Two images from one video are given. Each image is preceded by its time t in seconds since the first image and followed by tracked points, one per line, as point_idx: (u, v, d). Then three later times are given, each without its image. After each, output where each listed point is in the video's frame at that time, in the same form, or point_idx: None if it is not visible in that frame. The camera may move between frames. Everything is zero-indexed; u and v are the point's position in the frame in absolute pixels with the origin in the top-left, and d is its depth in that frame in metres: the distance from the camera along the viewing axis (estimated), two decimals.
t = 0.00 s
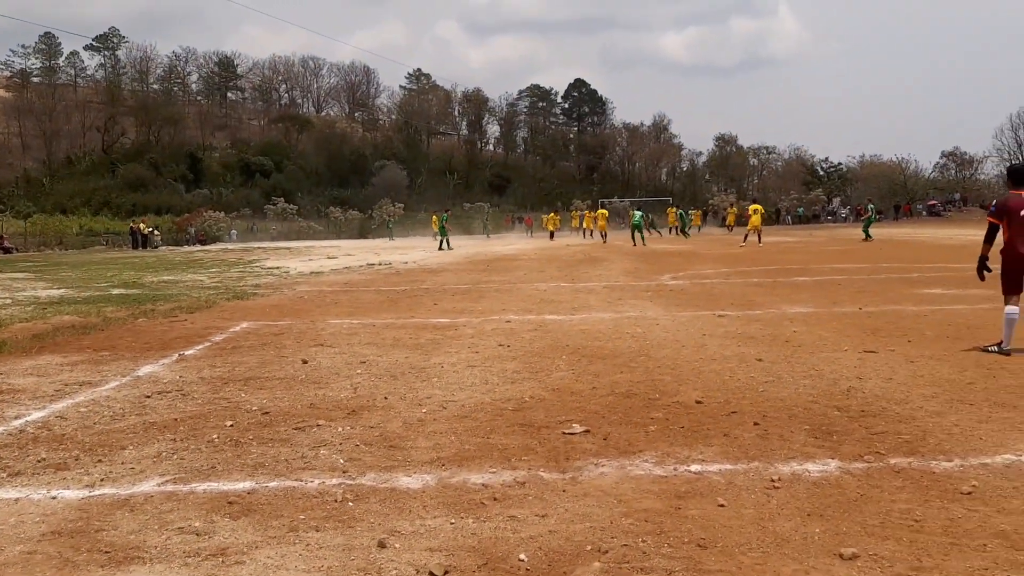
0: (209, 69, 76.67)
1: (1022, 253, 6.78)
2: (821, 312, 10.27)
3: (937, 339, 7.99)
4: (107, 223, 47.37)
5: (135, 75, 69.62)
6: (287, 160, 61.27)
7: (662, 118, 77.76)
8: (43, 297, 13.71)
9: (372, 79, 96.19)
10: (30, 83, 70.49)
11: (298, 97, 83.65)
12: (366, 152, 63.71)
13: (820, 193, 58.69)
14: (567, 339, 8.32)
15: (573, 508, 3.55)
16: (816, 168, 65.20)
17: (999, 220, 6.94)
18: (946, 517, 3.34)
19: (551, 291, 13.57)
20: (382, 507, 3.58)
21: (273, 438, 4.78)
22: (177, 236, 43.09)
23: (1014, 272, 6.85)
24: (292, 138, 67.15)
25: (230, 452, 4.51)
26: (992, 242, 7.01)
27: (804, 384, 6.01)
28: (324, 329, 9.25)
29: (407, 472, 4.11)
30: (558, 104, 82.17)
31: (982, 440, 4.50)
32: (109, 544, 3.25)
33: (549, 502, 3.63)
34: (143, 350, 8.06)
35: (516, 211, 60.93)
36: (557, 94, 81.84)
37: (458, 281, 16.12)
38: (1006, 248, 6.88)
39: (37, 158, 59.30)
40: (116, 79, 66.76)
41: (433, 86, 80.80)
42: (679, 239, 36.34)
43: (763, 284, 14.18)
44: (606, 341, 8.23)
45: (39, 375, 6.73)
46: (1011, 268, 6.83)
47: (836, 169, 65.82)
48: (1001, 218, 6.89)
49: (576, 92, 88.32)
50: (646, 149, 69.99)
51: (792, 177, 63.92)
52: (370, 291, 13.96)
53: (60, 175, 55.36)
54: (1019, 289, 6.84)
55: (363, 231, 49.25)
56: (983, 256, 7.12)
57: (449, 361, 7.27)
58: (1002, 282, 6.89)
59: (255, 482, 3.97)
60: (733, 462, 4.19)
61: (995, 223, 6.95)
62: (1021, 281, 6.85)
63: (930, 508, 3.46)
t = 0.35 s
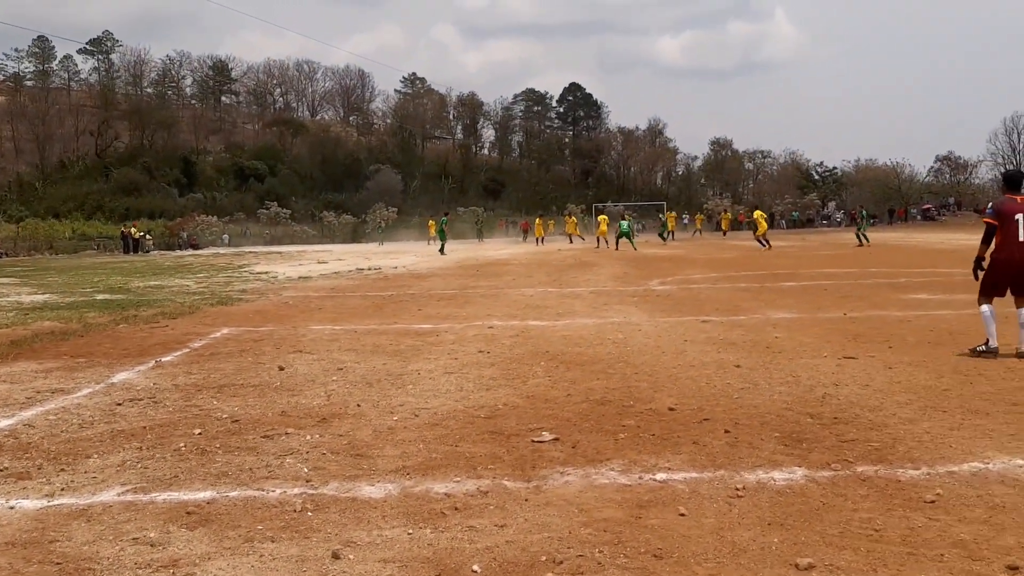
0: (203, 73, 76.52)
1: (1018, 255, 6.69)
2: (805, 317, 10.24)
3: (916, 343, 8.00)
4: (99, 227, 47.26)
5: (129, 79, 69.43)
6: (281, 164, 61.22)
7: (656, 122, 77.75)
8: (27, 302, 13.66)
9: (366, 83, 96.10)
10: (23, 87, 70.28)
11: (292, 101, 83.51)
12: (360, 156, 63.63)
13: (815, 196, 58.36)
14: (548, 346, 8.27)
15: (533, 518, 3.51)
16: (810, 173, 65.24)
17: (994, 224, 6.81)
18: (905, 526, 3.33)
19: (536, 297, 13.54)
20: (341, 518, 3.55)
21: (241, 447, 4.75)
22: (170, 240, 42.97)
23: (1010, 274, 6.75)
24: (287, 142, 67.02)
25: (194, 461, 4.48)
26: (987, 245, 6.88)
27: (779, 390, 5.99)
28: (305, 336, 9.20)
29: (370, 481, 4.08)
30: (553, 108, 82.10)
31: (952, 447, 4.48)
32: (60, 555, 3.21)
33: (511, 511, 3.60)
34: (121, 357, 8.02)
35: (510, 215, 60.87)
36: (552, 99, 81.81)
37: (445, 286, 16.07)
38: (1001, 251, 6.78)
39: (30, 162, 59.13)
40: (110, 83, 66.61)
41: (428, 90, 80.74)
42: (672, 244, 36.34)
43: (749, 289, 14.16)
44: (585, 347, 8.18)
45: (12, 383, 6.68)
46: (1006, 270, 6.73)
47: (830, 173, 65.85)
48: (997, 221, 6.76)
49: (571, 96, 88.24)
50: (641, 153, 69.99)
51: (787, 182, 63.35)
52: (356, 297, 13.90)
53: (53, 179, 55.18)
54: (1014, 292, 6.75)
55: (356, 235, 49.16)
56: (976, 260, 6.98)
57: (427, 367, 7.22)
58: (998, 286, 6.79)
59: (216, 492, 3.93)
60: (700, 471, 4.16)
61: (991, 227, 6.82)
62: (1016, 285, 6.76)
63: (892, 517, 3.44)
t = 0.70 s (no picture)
0: (209, 76, 76.83)
1: (1008, 259, 6.68)
2: (800, 320, 10.23)
3: (908, 346, 8.00)
4: (105, 229, 47.45)
5: (135, 83, 69.70)
6: (286, 167, 61.49)
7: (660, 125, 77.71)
8: (26, 305, 13.72)
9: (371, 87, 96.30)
10: (29, 91, 70.56)
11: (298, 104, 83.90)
12: (366, 159, 63.87)
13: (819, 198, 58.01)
14: (539, 349, 8.27)
15: (508, 520, 3.52)
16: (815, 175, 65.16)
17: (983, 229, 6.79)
18: (878, 529, 3.34)
19: (533, 300, 13.56)
20: (315, 521, 3.57)
21: (224, 450, 4.77)
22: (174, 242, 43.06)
23: (1000, 278, 6.74)
24: (292, 146, 67.33)
25: (176, 464, 4.50)
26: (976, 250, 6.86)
27: (766, 393, 5.98)
28: (300, 338, 9.21)
29: (349, 483, 4.09)
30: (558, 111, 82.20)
31: (933, 449, 4.49)
32: (33, 557, 3.22)
33: (486, 514, 3.60)
34: (113, 360, 8.05)
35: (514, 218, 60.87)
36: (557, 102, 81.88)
37: (444, 289, 16.11)
38: (991, 255, 6.76)
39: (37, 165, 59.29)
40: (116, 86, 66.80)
41: (433, 93, 80.83)
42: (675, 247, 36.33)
43: (748, 292, 14.17)
44: (577, 350, 8.18)
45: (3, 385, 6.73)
46: (997, 273, 6.72)
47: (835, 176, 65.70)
48: (985, 227, 6.74)
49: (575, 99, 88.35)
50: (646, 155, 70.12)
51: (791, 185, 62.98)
52: (353, 299, 13.92)
53: (59, 182, 55.36)
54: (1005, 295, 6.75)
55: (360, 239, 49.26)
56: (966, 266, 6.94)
57: (418, 369, 7.22)
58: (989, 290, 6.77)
59: (194, 495, 3.95)
60: (679, 473, 4.16)
61: (979, 232, 6.79)
62: (1006, 287, 6.76)
63: (867, 519, 3.45)
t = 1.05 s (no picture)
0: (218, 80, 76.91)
1: (977, 262, 6.69)
2: (793, 323, 10.25)
3: (895, 349, 8.02)
4: (112, 232, 47.59)
5: (144, 85, 69.80)
6: (293, 170, 61.58)
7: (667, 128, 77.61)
8: (27, 307, 13.80)
9: (379, 89, 96.34)
10: (39, 93, 70.77)
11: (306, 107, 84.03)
12: (373, 161, 63.88)
13: (826, 201, 57.75)
14: (529, 352, 8.31)
15: (475, 520, 3.56)
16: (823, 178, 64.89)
17: (950, 234, 6.82)
18: (837, 529, 3.38)
19: (529, 303, 13.59)
20: (283, 521, 3.62)
21: (204, 450, 4.82)
22: (180, 245, 43.16)
23: (973, 280, 6.74)
24: (300, 148, 67.37)
25: (155, 465, 4.55)
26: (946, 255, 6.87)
27: (747, 396, 6.01)
28: (292, 340, 9.27)
29: (322, 484, 4.13)
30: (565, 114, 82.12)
31: (904, 452, 4.52)
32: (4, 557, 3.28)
33: (453, 514, 3.64)
34: (106, 361, 8.13)
35: (520, 221, 60.85)
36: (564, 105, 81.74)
37: (443, 291, 16.16)
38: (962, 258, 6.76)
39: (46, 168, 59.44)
40: (125, 89, 67.05)
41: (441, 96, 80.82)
42: (679, 250, 36.28)
43: (745, 295, 14.18)
44: (567, 353, 8.21)
45: None
46: (969, 276, 6.71)
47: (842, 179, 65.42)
48: (953, 232, 6.76)
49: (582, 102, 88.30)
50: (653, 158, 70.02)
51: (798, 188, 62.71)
52: (350, 302, 13.96)
53: (68, 184, 55.51)
54: (978, 296, 6.75)
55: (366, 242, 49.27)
56: (937, 273, 6.93)
57: (405, 372, 7.26)
58: (963, 293, 6.76)
59: (168, 496, 4.00)
60: (650, 475, 4.20)
61: (947, 238, 6.81)
62: (979, 289, 6.76)
63: (829, 521, 3.48)
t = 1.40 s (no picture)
0: (222, 83, 76.93)
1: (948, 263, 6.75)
2: (784, 326, 10.27)
3: (881, 353, 8.04)
4: (117, 235, 47.65)
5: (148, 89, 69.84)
6: (297, 173, 61.61)
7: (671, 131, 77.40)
8: (24, 310, 13.86)
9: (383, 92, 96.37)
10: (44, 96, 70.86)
11: (310, 110, 84.10)
12: (377, 164, 63.86)
13: (828, 204, 57.54)
14: (518, 355, 8.33)
15: (443, 521, 3.59)
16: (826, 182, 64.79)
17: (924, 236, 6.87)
18: (802, 532, 3.40)
19: (523, 306, 13.61)
20: (254, 522, 3.66)
21: (184, 452, 4.86)
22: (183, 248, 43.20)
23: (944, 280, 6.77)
24: (304, 151, 67.42)
25: (134, 467, 4.59)
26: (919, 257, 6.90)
27: (729, 399, 6.04)
28: (284, 343, 9.31)
29: (297, 487, 4.17)
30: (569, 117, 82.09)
31: (878, 455, 4.55)
32: None
33: (422, 516, 3.67)
34: (96, 364, 8.17)
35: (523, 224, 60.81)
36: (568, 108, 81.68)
37: (439, 294, 16.19)
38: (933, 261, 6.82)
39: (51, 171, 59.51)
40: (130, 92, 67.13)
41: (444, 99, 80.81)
42: (680, 253, 36.25)
43: (739, 298, 14.19)
44: (555, 357, 8.23)
45: None
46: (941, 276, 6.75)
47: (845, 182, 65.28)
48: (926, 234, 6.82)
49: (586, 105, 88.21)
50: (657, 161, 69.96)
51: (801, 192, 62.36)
52: (345, 305, 14.00)
53: (73, 187, 55.55)
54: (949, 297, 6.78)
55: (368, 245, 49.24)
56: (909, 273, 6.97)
57: (392, 374, 7.28)
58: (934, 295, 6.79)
59: (143, 497, 4.05)
60: (621, 477, 4.22)
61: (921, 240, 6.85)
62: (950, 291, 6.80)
63: (794, 523, 3.51)
